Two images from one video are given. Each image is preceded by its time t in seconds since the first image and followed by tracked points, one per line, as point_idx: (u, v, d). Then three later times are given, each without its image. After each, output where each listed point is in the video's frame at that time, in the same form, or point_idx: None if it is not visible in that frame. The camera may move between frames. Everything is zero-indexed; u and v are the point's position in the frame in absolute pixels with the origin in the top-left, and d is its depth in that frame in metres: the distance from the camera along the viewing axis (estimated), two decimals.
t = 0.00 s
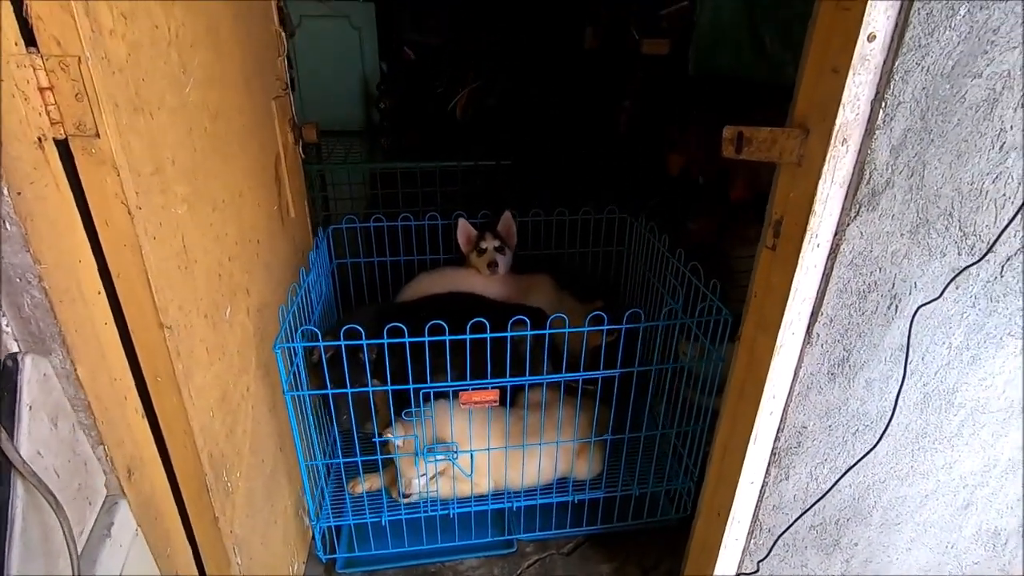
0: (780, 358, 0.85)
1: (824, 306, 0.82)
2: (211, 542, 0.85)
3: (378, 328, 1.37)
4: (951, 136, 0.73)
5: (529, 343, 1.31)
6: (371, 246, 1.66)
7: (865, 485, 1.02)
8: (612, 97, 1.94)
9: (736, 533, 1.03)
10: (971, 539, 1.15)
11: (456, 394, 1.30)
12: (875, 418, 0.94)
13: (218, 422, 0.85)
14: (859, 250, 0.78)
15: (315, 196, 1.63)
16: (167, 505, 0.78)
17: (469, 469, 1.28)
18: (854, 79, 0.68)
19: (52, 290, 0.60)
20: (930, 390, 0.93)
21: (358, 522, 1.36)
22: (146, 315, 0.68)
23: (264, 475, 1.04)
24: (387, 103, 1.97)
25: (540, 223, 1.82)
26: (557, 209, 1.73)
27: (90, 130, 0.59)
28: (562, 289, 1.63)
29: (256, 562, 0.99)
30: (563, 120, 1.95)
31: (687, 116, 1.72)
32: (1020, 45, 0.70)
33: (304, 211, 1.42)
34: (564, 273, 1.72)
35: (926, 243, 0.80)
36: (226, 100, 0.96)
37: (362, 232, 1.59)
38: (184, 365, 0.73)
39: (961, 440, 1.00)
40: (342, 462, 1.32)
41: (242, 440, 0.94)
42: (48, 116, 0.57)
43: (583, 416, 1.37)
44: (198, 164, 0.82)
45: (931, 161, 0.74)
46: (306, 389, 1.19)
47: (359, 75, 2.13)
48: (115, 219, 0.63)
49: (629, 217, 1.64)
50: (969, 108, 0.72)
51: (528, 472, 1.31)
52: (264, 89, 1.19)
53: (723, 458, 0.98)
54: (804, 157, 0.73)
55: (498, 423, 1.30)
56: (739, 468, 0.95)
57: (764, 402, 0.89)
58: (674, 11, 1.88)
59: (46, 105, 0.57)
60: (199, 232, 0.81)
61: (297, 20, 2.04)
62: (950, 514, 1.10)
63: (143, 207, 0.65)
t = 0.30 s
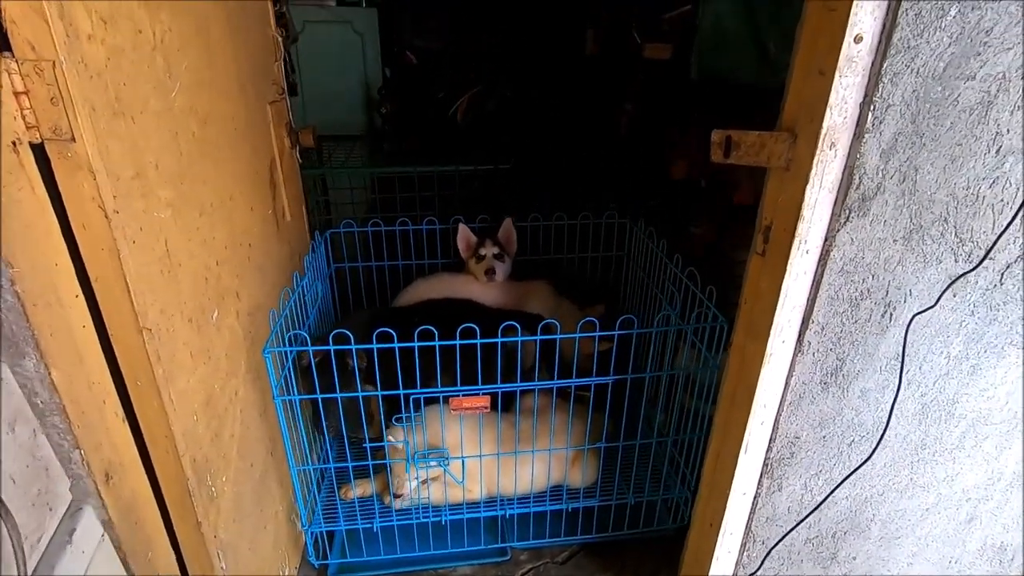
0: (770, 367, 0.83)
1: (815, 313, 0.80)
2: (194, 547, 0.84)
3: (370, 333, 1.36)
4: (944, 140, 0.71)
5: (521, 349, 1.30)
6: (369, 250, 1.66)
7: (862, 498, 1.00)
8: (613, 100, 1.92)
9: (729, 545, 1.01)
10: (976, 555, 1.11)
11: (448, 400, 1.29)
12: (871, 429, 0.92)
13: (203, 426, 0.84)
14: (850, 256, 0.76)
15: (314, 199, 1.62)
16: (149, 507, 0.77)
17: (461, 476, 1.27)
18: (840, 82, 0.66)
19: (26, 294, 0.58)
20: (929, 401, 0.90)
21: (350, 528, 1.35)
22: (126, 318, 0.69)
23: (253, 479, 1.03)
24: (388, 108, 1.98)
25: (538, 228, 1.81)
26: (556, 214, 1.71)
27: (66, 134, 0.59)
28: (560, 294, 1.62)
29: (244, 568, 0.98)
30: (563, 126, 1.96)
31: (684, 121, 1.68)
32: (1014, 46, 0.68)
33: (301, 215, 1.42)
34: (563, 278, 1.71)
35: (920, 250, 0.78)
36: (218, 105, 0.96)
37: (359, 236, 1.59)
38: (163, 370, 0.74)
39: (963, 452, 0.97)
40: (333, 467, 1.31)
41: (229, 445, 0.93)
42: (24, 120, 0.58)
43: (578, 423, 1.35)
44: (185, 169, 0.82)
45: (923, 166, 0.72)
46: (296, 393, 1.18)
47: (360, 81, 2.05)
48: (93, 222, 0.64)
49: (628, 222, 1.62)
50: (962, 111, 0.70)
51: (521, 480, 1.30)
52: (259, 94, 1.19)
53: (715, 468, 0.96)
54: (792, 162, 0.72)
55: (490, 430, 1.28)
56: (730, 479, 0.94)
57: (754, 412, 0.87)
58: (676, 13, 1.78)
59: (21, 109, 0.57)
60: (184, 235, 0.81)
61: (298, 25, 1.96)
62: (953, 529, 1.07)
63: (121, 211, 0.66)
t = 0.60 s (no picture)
0: (761, 373, 0.82)
1: (806, 319, 0.79)
2: (180, 550, 0.84)
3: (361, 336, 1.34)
4: (936, 143, 0.70)
5: (513, 352, 1.28)
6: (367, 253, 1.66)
7: (858, 508, 0.98)
8: (614, 102, 1.90)
9: (721, 554, 0.99)
10: (978, 567, 1.08)
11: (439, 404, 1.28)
12: (866, 438, 0.90)
13: (190, 428, 0.84)
14: (841, 261, 0.75)
15: (313, 200, 1.61)
16: (133, 509, 0.77)
17: (453, 480, 1.26)
18: (828, 84, 0.65)
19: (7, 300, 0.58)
20: (926, 410, 0.88)
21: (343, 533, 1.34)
22: (108, 320, 0.69)
23: (244, 482, 1.03)
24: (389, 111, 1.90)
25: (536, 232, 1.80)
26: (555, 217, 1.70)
27: (46, 136, 0.59)
28: (558, 298, 1.60)
29: (233, 571, 0.98)
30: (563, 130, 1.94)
31: (683, 127, 1.70)
32: (1009, 47, 0.66)
33: (297, 217, 1.42)
34: (562, 282, 1.69)
35: (914, 255, 0.76)
36: (210, 109, 0.96)
37: (355, 238, 1.58)
38: (147, 373, 0.74)
39: (962, 462, 0.95)
40: (325, 471, 1.30)
41: (218, 447, 0.93)
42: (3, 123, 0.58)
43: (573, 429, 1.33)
44: (173, 172, 0.82)
45: (915, 169, 0.71)
46: (287, 396, 1.18)
47: (365, 85, 1.97)
48: (74, 224, 0.64)
49: (627, 226, 1.60)
50: (955, 113, 0.69)
51: (514, 485, 1.28)
52: (255, 98, 1.19)
53: (706, 476, 0.95)
54: (780, 165, 0.71)
55: (482, 434, 1.27)
56: (721, 487, 0.92)
57: (745, 419, 0.85)
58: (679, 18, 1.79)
59: None
60: (171, 237, 0.81)
61: (302, 30, 1.88)
62: (954, 541, 1.04)
63: (103, 212, 0.66)
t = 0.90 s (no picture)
0: (757, 375, 0.81)
1: (803, 320, 0.78)
2: (175, 549, 0.84)
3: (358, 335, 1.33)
4: (935, 140, 0.69)
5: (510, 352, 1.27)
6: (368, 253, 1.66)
7: (859, 512, 0.96)
8: (616, 103, 1.88)
9: (719, 558, 0.98)
10: (983, 573, 1.07)
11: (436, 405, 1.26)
12: (866, 440, 0.89)
13: (185, 428, 0.84)
14: (839, 261, 0.74)
15: (315, 200, 1.62)
16: (128, 507, 0.77)
17: (451, 482, 1.25)
18: (823, 80, 0.64)
19: None
20: (928, 412, 0.87)
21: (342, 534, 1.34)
22: (101, 319, 0.69)
23: (242, 482, 1.03)
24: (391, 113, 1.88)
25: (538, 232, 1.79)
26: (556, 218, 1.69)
27: (37, 135, 0.60)
28: (559, 299, 1.59)
29: (229, 571, 0.98)
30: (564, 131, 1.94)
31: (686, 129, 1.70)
32: (1009, 42, 0.65)
33: (297, 217, 1.42)
34: (563, 282, 1.68)
35: (913, 255, 0.75)
36: (207, 109, 0.96)
37: (355, 238, 1.58)
38: (141, 371, 0.74)
39: (966, 466, 0.93)
40: (324, 471, 1.30)
41: (214, 447, 0.93)
42: None
43: (572, 431, 1.32)
44: (168, 171, 0.83)
45: (914, 167, 0.70)
46: (285, 396, 1.18)
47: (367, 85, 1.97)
48: (67, 223, 0.64)
49: (629, 227, 1.59)
50: (954, 110, 0.67)
51: (512, 487, 1.27)
52: (254, 99, 1.19)
53: (704, 478, 0.94)
54: (776, 163, 0.70)
55: (480, 435, 1.25)
56: (718, 490, 0.91)
57: (742, 421, 0.84)
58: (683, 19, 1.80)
59: None
60: (166, 237, 0.81)
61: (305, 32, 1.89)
62: (959, 546, 1.03)
63: (95, 211, 0.66)
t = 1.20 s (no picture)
0: (761, 374, 0.80)
1: (808, 318, 0.77)
2: (178, 545, 0.84)
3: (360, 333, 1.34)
4: (943, 136, 0.68)
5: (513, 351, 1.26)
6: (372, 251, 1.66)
7: (865, 512, 0.96)
8: (620, 102, 1.87)
9: (723, 558, 0.98)
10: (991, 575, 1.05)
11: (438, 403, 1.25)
12: (872, 440, 0.88)
13: (188, 425, 0.84)
14: (844, 258, 0.73)
15: (319, 199, 1.62)
16: (129, 503, 0.77)
17: (454, 481, 1.24)
18: (828, 75, 0.63)
19: None
20: (935, 412, 0.86)
21: (345, 532, 1.34)
22: (103, 315, 0.69)
23: (245, 479, 1.03)
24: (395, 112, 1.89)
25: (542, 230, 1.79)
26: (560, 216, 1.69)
27: (40, 131, 0.60)
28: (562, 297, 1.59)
29: (232, 568, 0.98)
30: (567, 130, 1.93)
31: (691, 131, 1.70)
32: (1018, 37, 0.64)
33: (301, 215, 1.43)
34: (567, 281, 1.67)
35: (920, 252, 0.74)
36: (210, 107, 0.96)
37: (359, 237, 1.58)
38: (143, 368, 0.74)
39: (974, 467, 0.92)
40: (327, 470, 1.30)
41: (217, 444, 0.93)
42: None
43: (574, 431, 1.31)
44: (171, 169, 0.83)
45: (921, 164, 0.69)
46: (288, 393, 1.18)
47: (372, 85, 1.94)
48: (69, 219, 0.64)
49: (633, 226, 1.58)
50: (962, 105, 0.67)
51: (515, 486, 1.27)
52: (257, 98, 1.19)
53: (707, 478, 0.93)
54: (780, 160, 0.69)
55: (482, 434, 1.25)
56: (722, 491, 0.90)
57: (746, 420, 0.83)
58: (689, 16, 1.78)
59: None
60: (168, 234, 0.81)
61: (310, 31, 1.87)
62: (966, 548, 1.01)
63: (97, 208, 0.66)
